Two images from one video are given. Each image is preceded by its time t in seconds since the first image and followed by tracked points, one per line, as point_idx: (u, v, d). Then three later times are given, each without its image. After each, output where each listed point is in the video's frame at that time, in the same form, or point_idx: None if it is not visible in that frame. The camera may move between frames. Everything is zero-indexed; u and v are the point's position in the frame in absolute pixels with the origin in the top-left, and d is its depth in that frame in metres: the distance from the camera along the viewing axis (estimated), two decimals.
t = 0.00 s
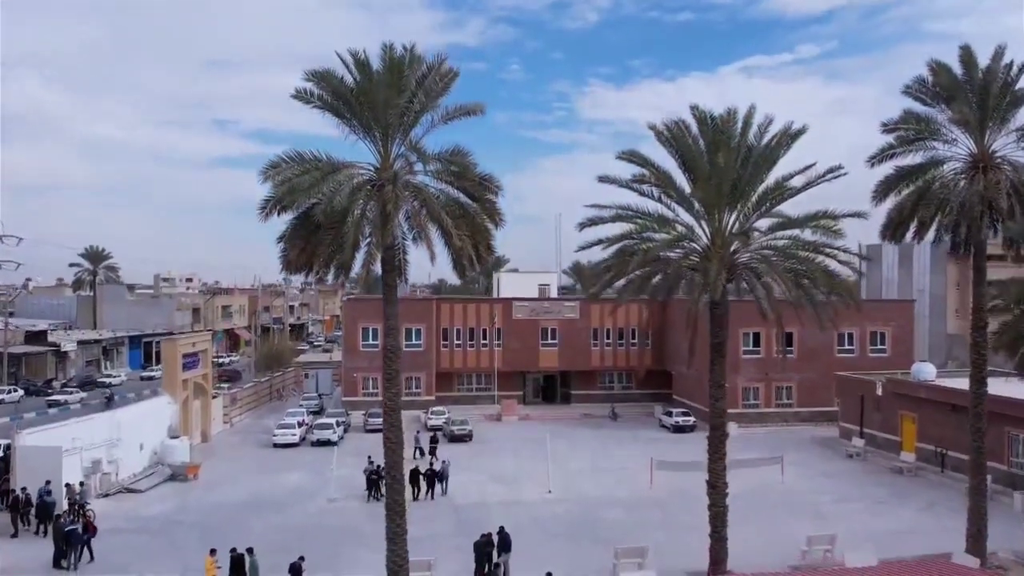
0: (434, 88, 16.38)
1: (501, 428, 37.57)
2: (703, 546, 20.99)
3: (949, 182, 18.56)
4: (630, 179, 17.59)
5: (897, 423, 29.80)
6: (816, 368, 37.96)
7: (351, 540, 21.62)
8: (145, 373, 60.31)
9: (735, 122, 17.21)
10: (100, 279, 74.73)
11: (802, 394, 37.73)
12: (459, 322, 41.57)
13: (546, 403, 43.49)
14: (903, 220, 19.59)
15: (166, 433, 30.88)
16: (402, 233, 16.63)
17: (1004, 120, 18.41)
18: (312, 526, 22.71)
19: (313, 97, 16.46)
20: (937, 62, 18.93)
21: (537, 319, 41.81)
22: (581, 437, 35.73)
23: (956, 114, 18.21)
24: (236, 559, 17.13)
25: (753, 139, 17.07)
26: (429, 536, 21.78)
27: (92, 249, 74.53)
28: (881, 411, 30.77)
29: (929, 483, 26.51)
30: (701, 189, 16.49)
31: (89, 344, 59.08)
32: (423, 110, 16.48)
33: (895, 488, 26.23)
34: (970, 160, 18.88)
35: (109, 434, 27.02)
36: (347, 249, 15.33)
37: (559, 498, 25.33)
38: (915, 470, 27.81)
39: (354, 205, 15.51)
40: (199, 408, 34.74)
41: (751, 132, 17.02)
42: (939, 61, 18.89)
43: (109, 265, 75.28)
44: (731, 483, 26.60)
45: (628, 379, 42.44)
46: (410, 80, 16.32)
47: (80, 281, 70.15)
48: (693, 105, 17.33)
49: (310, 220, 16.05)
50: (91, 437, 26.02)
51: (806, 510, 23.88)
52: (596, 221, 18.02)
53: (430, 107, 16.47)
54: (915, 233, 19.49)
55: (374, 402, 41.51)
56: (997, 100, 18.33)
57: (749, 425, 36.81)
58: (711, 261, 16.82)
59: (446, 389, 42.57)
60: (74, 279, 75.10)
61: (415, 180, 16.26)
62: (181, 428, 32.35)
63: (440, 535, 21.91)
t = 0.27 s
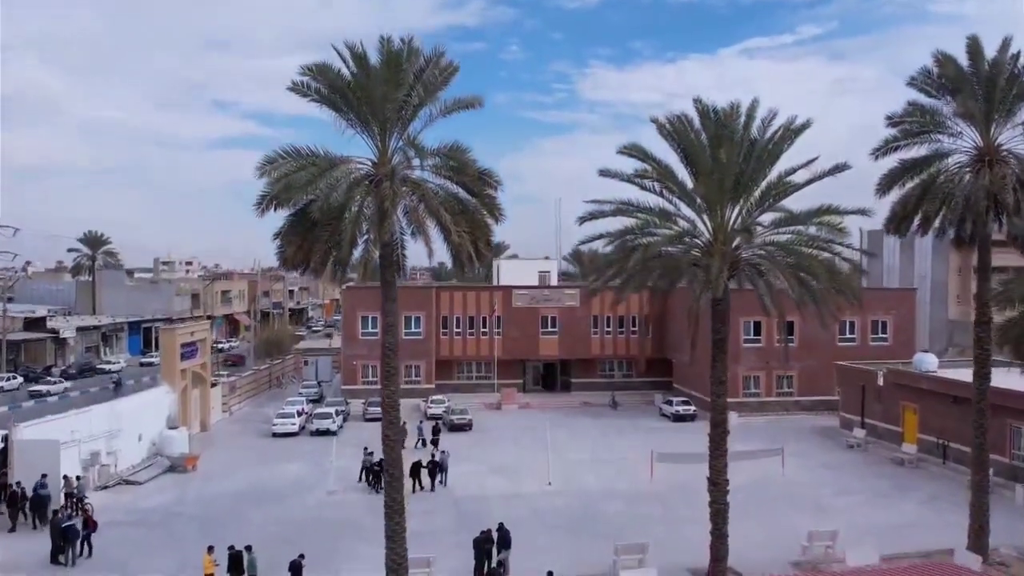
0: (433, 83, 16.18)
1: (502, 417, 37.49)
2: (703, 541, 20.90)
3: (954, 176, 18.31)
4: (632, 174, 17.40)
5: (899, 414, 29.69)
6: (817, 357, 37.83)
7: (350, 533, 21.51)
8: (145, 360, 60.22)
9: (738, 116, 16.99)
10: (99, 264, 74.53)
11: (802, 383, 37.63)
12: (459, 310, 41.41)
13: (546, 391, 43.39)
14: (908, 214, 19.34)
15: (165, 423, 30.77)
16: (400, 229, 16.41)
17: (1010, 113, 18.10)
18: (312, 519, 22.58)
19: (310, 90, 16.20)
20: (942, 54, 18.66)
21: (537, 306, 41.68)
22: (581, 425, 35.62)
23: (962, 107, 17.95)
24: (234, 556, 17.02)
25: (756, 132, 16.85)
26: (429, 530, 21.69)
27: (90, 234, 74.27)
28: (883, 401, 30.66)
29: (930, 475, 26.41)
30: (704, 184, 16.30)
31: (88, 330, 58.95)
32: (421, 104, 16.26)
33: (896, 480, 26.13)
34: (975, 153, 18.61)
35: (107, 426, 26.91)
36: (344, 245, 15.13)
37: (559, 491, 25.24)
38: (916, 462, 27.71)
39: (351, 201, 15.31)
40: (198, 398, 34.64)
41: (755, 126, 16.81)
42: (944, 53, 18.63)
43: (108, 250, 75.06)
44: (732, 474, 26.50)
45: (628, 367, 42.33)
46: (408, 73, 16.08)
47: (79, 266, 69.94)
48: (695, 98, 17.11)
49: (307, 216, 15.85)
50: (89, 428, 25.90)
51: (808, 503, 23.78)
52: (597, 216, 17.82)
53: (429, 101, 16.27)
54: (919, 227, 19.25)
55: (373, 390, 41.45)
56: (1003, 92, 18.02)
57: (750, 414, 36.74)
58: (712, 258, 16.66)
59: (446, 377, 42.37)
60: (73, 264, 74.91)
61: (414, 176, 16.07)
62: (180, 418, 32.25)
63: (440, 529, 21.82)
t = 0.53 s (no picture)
0: (432, 77, 16.00)
1: (502, 405, 37.44)
2: (704, 534, 20.85)
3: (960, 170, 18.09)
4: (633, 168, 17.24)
5: (900, 403, 29.59)
6: (818, 345, 37.73)
7: (350, 526, 21.47)
8: (145, 345, 60.13)
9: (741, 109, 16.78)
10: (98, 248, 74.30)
11: (803, 370, 37.56)
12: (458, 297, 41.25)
13: (546, 377, 43.35)
14: (912, 208, 19.13)
15: (164, 413, 30.68)
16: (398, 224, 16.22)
17: (1016, 105, 17.86)
18: (311, 512, 22.53)
19: (306, 83, 15.97)
20: (948, 45, 18.37)
21: (537, 293, 41.52)
22: (581, 414, 35.55)
23: (967, 100, 17.73)
24: (233, 553, 16.96)
25: (759, 126, 16.65)
26: (429, 523, 21.65)
27: (89, 219, 74.01)
28: (884, 390, 30.56)
29: (931, 466, 26.35)
30: (706, 178, 16.12)
31: (88, 316, 58.81)
32: (419, 98, 16.06)
33: (897, 471, 26.08)
34: (980, 146, 18.40)
35: (105, 416, 26.79)
36: (342, 242, 14.95)
37: (559, 482, 25.19)
38: (917, 453, 27.65)
39: (348, 196, 15.11)
40: (197, 386, 34.56)
41: (758, 119, 16.60)
42: (950, 44, 18.34)
43: (107, 234, 74.81)
44: (733, 465, 26.44)
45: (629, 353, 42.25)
46: (407, 67, 15.85)
47: (78, 251, 69.71)
48: (697, 91, 16.90)
49: (304, 213, 15.65)
50: (86, 420, 25.78)
51: (808, 494, 23.71)
52: (598, 209, 17.64)
53: (428, 95, 16.09)
54: (923, 221, 19.05)
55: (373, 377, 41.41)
56: (1010, 84, 17.75)
57: (750, 401, 36.68)
58: (715, 254, 16.49)
59: (446, 364, 42.40)
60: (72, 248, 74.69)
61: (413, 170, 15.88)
62: (178, 407, 32.17)
63: (439, 521, 21.78)
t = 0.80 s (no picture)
0: (429, 70, 15.76)
1: (502, 392, 37.38)
2: (704, 526, 20.80)
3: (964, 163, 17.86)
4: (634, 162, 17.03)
5: (901, 392, 29.49)
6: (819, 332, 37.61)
7: (350, 519, 21.42)
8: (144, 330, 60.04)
9: (744, 102, 16.57)
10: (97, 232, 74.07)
11: (804, 358, 37.47)
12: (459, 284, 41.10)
13: (546, 364, 43.27)
14: (915, 201, 18.91)
15: (163, 402, 30.60)
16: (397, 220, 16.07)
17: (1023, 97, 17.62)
18: (311, 503, 22.48)
19: (302, 76, 15.73)
20: (954, 35, 18.09)
21: (537, 280, 41.38)
22: (581, 401, 35.49)
23: (973, 93, 17.49)
24: (231, 549, 16.88)
25: (762, 119, 16.45)
26: (429, 515, 21.60)
27: (87, 202, 73.69)
28: (885, 379, 30.46)
29: (932, 457, 26.30)
30: (708, 174, 15.94)
31: (87, 300, 58.66)
32: (417, 92, 15.85)
33: (898, 461, 26.01)
34: (985, 138, 18.18)
35: (103, 406, 26.71)
36: (340, 239, 14.78)
37: (560, 473, 25.13)
38: (918, 442, 27.60)
39: (346, 193, 14.92)
40: (196, 374, 34.46)
41: (761, 113, 16.39)
42: (956, 35, 18.05)
43: (106, 218, 74.54)
44: (733, 455, 26.37)
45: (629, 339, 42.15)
46: (404, 60, 15.62)
47: (77, 234, 69.48)
48: (700, 84, 16.68)
49: (302, 209, 15.47)
50: (85, 410, 25.71)
51: (809, 486, 23.66)
52: (599, 203, 17.45)
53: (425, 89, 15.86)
54: (926, 214, 18.85)
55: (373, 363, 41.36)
56: (1017, 75, 17.48)
57: (750, 389, 36.62)
58: (717, 250, 16.34)
59: (446, 350, 42.34)
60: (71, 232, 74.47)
61: (412, 166, 15.70)
62: (178, 396, 32.08)
63: (439, 513, 21.74)
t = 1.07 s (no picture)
0: (428, 63, 15.53)
1: (502, 379, 37.35)
2: (705, 519, 20.78)
3: (969, 156, 17.68)
4: (635, 156, 16.82)
5: (902, 381, 29.42)
6: (820, 319, 37.52)
7: (350, 511, 21.40)
8: (143, 314, 59.92)
9: (747, 95, 16.37)
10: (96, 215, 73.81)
11: (804, 345, 37.40)
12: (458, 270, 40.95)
13: (546, 350, 43.20)
14: (918, 194, 18.74)
15: (162, 390, 30.55)
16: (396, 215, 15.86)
17: None
18: (311, 495, 22.45)
19: (299, 71, 15.51)
20: (959, 25, 17.85)
21: (537, 266, 41.23)
22: (581, 388, 35.45)
23: (978, 85, 17.31)
24: (231, 545, 16.86)
25: (765, 112, 16.25)
26: (429, 506, 21.58)
27: (85, 185, 73.40)
28: (886, 367, 30.37)
29: (932, 447, 26.27)
30: (711, 168, 15.76)
31: (86, 285, 58.52)
32: (416, 85, 15.65)
33: (898, 451, 26.00)
34: (990, 131, 17.99)
35: (103, 396, 26.67)
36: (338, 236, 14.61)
37: (560, 463, 25.11)
38: (918, 432, 27.56)
39: (344, 188, 14.73)
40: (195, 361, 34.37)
41: (764, 106, 16.19)
42: (961, 25, 17.81)
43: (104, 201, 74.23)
44: (733, 445, 26.35)
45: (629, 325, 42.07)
46: (402, 53, 15.39)
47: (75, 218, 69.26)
48: (702, 77, 16.47)
49: (299, 206, 15.29)
50: (84, 400, 25.66)
51: (810, 477, 23.64)
52: (600, 197, 17.26)
53: (424, 83, 15.64)
54: (930, 207, 18.68)
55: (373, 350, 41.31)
56: (1022, 67, 17.28)
57: (751, 375, 36.59)
58: (719, 246, 16.17)
59: (446, 336, 42.25)
60: (70, 215, 74.21)
61: (410, 161, 15.49)
62: (177, 385, 32.00)
63: (439, 505, 21.72)
